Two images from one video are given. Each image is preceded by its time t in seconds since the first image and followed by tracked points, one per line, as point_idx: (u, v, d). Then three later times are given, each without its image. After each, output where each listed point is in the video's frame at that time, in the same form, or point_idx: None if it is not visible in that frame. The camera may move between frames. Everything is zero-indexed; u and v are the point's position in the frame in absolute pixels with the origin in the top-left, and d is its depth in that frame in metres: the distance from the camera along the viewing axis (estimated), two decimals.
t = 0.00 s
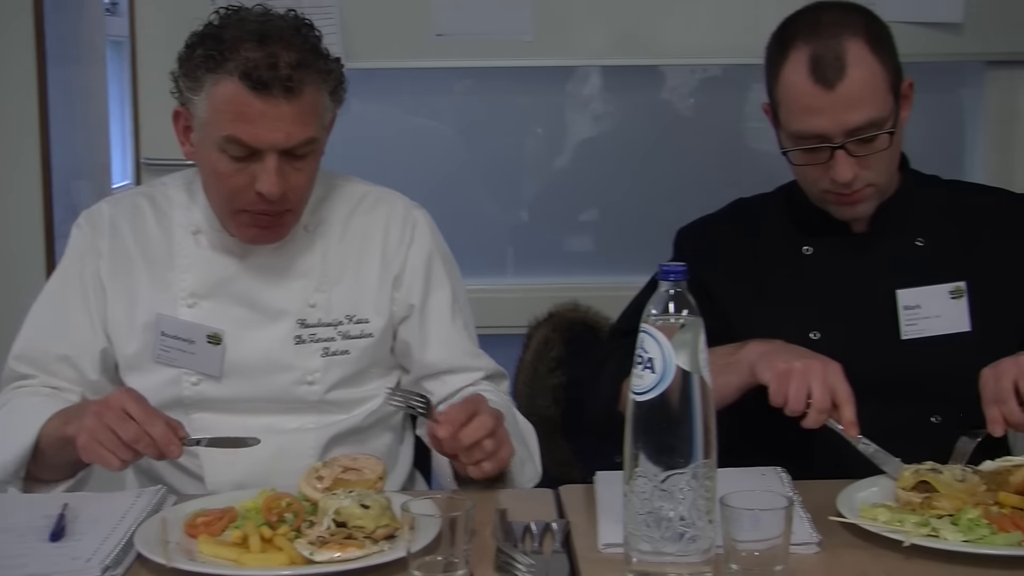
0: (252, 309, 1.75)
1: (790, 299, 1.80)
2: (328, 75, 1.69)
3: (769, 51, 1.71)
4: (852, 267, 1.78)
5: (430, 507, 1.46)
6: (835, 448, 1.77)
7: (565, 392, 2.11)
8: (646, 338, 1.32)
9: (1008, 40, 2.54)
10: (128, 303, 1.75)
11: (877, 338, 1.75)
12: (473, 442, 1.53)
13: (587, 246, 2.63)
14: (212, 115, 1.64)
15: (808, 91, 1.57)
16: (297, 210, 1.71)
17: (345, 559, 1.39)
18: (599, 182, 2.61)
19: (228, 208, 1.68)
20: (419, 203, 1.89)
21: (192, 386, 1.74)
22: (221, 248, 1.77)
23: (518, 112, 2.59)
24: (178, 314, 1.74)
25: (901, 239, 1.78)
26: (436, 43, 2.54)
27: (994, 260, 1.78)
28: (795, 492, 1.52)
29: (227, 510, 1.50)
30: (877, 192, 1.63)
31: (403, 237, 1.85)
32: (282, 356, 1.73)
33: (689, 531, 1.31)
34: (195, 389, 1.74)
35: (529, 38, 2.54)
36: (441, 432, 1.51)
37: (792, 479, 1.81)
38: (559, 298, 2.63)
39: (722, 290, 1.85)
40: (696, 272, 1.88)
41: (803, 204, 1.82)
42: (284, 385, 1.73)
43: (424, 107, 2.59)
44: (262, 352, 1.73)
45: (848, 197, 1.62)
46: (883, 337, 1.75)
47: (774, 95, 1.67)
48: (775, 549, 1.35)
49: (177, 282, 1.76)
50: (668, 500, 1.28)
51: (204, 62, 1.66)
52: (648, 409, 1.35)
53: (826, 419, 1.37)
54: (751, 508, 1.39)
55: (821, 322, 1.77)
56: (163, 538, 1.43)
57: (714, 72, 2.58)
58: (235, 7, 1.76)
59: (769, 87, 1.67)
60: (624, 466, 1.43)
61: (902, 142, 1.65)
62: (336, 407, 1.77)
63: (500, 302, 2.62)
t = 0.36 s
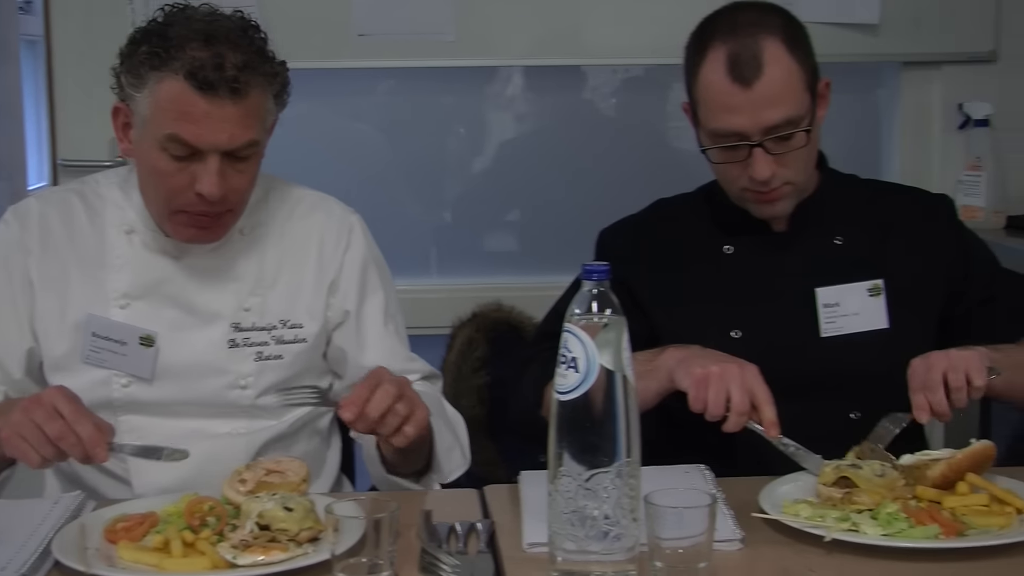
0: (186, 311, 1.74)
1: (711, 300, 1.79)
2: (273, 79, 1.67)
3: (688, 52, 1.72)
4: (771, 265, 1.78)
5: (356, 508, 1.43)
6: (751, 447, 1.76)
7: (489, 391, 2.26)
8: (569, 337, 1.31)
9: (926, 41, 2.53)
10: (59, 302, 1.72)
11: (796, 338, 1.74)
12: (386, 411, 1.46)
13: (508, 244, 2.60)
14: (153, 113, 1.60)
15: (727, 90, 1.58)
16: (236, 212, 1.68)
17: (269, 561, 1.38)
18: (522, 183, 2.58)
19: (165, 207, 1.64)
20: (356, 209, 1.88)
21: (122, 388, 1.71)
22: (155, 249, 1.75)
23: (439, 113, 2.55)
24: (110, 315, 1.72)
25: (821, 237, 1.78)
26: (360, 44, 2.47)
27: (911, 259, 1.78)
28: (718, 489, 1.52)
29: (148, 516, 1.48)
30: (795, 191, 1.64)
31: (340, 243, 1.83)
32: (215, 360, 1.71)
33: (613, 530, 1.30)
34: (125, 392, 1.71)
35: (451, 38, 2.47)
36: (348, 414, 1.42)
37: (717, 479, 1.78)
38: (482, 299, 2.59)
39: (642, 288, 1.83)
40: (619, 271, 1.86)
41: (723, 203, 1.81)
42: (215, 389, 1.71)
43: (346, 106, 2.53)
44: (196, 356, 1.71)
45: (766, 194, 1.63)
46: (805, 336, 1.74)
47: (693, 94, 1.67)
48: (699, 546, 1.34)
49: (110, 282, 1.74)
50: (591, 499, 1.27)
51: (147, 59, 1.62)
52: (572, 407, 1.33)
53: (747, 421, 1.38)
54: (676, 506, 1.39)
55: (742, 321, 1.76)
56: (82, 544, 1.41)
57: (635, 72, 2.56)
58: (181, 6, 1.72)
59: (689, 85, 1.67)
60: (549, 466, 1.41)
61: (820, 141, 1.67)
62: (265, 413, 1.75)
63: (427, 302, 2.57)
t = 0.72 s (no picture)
0: (112, 312, 1.69)
1: (631, 302, 1.79)
2: (207, 82, 1.60)
3: (600, 55, 1.73)
4: (686, 266, 1.78)
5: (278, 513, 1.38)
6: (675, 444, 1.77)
7: (411, 393, 2.15)
8: (490, 339, 1.28)
9: (842, 41, 2.52)
10: None
11: (715, 338, 1.75)
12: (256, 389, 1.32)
13: (429, 245, 2.57)
14: (82, 111, 1.53)
15: (640, 91, 1.60)
16: (163, 214, 1.62)
17: (188, 567, 1.36)
18: (444, 182, 2.54)
19: (91, 205, 1.57)
20: (279, 204, 1.85)
21: (46, 390, 1.66)
22: (84, 248, 1.68)
23: (358, 115, 2.50)
24: (34, 315, 1.66)
25: (737, 237, 1.79)
26: (278, 45, 2.37)
27: (827, 259, 1.81)
28: (639, 488, 1.53)
29: (63, 523, 1.45)
30: (709, 190, 1.66)
31: (262, 239, 1.79)
32: (141, 361, 1.67)
33: (536, 530, 1.29)
34: (49, 393, 1.66)
35: (369, 40, 2.39)
36: (217, 419, 1.28)
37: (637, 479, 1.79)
38: (403, 300, 2.55)
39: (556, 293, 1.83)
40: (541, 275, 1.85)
41: (640, 204, 1.82)
42: (140, 392, 1.67)
43: (262, 106, 2.47)
44: (122, 357, 1.67)
45: (681, 194, 1.65)
46: (723, 335, 1.75)
47: (607, 96, 1.69)
48: (620, 544, 1.34)
49: (35, 280, 1.67)
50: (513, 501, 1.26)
51: (78, 57, 1.54)
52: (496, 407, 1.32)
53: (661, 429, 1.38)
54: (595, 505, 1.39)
55: (661, 322, 1.76)
56: None
57: (555, 72, 2.53)
58: (115, 3, 1.63)
59: (602, 88, 1.69)
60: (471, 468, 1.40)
61: (731, 142, 1.70)
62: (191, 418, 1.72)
63: (349, 303, 2.52)
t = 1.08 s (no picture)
0: (32, 317, 1.65)
1: (564, 301, 1.80)
2: (119, 85, 1.58)
3: (528, 56, 1.77)
4: (617, 266, 1.80)
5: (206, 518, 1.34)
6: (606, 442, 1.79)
7: (342, 395, 2.17)
8: (421, 340, 1.23)
9: (770, 41, 2.53)
10: None
11: (647, 336, 1.77)
12: (154, 399, 1.32)
13: (361, 247, 2.56)
14: None
15: (570, 93, 1.64)
16: (79, 218, 1.59)
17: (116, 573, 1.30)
18: (377, 181, 2.53)
19: (3, 212, 1.55)
20: (200, 201, 1.80)
21: None
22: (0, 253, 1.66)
23: (287, 115, 2.49)
24: None
25: (667, 236, 1.81)
26: (204, 46, 2.35)
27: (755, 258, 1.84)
28: (570, 488, 1.53)
29: None
30: (640, 190, 1.71)
31: (183, 237, 1.75)
32: (62, 366, 1.64)
33: (468, 531, 1.27)
34: None
35: (297, 41, 2.38)
36: (118, 439, 1.29)
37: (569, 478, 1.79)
38: (334, 301, 2.54)
39: (490, 294, 1.83)
40: (468, 276, 1.85)
41: (571, 203, 1.84)
42: (62, 397, 1.64)
43: (190, 108, 2.45)
44: (42, 363, 1.64)
45: (612, 194, 1.69)
46: (654, 334, 1.77)
47: (536, 97, 1.72)
48: (553, 545, 1.30)
49: None
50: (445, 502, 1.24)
51: None
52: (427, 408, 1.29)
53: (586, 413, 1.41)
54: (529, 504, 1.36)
55: (594, 321, 1.78)
56: None
57: (484, 73, 2.53)
58: (22, 4, 1.62)
59: (531, 89, 1.72)
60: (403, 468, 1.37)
61: (661, 141, 1.75)
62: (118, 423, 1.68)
63: (280, 304, 2.50)
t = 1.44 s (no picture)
0: None
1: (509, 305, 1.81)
2: (46, 83, 1.51)
3: (478, 53, 1.77)
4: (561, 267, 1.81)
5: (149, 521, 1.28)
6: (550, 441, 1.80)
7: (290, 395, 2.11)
8: (366, 340, 1.20)
9: (715, 41, 2.55)
10: None
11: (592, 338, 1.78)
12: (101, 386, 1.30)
13: (306, 249, 2.55)
14: None
15: (515, 92, 1.64)
16: (8, 221, 1.52)
17: None
18: (326, 180, 2.53)
19: None
20: (136, 201, 1.72)
21: None
22: None
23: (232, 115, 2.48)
24: None
25: (613, 238, 1.82)
26: (148, 46, 2.34)
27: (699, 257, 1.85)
28: (518, 488, 1.53)
29: None
30: (584, 192, 1.71)
31: (120, 238, 1.66)
32: None
33: (415, 531, 1.24)
34: None
35: (243, 41, 2.37)
36: (59, 422, 1.26)
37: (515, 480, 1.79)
38: (280, 303, 2.52)
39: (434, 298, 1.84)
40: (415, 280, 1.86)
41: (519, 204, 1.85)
42: None
43: (135, 108, 2.44)
44: None
45: (556, 196, 1.69)
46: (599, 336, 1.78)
47: (483, 95, 1.72)
48: (501, 545, 1.26)
49: None
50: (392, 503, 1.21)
51: None
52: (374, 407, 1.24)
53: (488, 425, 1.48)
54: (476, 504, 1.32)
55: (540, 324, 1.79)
56: None
57: (431, 73, 2.54)
58: None
59: (479, 88, 1.72)
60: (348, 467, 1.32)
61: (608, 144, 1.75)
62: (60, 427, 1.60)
63: (225, 308, 2.48)
